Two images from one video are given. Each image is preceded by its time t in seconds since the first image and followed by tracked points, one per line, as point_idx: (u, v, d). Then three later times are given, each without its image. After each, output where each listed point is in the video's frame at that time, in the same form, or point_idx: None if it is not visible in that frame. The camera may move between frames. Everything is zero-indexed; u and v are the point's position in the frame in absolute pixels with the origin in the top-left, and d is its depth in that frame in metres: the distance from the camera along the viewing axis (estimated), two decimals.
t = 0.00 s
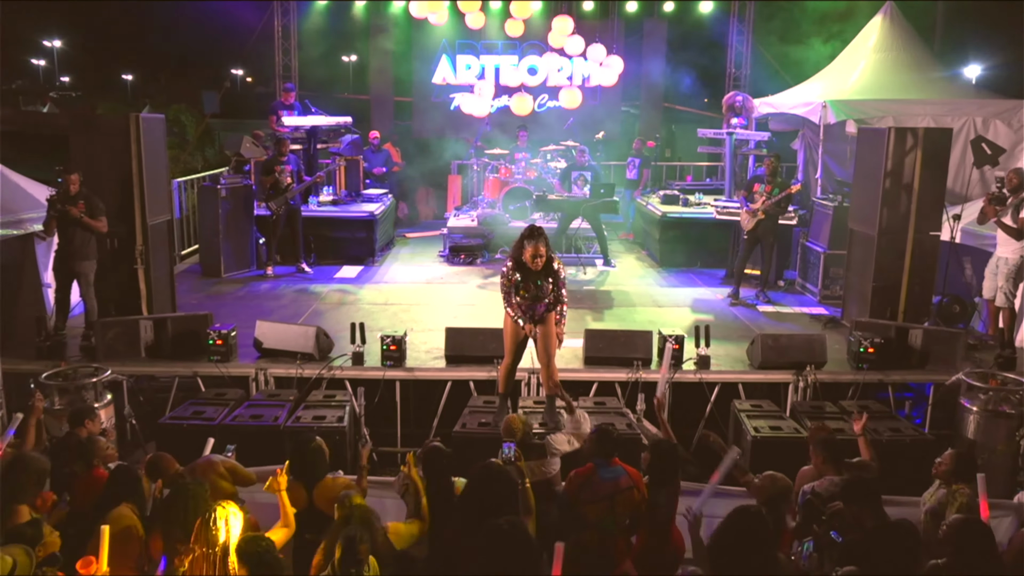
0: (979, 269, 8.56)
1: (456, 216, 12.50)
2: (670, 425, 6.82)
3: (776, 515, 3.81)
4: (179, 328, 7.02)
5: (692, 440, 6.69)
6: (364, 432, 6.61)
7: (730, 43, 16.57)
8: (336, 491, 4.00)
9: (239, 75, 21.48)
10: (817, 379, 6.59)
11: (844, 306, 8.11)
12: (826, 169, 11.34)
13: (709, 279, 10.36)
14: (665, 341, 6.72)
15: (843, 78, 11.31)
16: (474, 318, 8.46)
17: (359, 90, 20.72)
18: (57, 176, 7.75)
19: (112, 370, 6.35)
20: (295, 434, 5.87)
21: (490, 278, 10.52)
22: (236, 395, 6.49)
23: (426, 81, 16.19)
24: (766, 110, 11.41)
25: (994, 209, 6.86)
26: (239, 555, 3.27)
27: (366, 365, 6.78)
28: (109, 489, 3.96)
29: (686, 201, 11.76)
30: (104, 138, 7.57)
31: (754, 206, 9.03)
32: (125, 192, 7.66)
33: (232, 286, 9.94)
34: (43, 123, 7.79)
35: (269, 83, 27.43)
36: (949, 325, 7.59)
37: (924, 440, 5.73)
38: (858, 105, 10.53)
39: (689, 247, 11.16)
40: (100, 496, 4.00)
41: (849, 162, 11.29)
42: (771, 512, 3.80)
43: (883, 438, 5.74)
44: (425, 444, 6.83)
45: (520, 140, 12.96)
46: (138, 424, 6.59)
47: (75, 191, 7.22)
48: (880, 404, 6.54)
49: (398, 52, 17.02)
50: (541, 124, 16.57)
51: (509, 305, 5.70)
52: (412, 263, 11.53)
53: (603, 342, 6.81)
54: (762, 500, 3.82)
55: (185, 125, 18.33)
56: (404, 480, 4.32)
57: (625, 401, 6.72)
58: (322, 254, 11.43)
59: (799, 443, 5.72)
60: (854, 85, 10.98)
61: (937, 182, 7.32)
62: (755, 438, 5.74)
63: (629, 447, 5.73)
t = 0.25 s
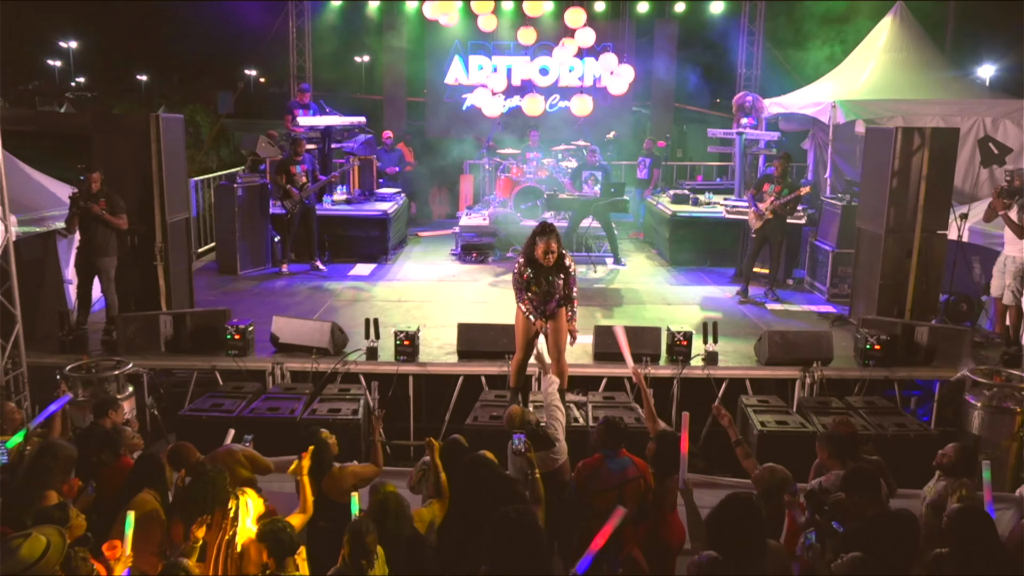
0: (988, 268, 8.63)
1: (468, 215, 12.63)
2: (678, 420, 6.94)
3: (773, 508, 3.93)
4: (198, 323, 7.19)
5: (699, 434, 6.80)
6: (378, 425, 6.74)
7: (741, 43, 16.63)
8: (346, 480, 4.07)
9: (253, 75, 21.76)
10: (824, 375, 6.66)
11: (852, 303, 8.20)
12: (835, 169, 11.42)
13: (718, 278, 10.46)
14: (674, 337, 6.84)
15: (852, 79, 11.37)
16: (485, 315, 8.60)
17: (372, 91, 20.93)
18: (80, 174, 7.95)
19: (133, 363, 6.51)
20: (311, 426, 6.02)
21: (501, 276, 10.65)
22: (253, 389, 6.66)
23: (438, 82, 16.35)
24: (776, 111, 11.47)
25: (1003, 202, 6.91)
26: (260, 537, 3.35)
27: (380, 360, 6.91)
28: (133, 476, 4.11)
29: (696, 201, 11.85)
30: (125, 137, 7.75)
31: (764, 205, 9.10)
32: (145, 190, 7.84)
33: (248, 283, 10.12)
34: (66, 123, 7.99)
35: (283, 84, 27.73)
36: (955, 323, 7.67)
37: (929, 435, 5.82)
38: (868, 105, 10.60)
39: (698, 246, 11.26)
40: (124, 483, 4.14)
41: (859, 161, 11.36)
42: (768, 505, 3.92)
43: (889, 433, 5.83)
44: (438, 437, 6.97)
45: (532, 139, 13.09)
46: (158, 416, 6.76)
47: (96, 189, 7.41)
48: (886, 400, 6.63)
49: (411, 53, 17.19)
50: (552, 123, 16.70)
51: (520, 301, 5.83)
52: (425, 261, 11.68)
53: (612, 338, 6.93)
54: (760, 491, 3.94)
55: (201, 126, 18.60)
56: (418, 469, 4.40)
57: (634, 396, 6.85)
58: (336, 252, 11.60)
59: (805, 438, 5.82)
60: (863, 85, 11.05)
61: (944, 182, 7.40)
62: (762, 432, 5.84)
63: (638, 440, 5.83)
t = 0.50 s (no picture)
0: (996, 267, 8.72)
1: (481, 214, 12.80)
2: (687, 414, 7.07)
3: (775, 499, 4.06)
4: (218, 318, 7.38)
5: (707, 428, 6.93)
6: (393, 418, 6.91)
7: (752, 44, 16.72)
8: (357, 471, 4.26)
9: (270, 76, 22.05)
10: (831, 371, 6.79)
11: (860, 301, 8.30)
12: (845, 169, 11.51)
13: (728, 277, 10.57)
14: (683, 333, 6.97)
15: (862, 80, 11.46)
16: (498, 312, 8.76)
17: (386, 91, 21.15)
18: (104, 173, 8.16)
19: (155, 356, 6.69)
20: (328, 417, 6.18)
21: (514, 274, 10.80)
22: (272, 381, 6.83)
23: (452, 83, 16.54)
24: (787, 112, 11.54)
25: (1007, 201, 6.97)
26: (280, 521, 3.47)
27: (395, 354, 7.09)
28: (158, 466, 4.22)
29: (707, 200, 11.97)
30: (148, 137, 7.95)
31: (774, 204, 9.17)
32: (167, 189, 8.04)
33: (264, 280, 10.31)
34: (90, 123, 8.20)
35: (299, 85, 28.03)
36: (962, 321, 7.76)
37: (932, 430, 5.92)
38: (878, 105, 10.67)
39: (708, 245, 11.38)
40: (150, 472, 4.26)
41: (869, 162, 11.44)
42: (771, 496, 4.05)
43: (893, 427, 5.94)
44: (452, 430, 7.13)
45: (544, 140, 13.25)
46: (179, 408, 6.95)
47: (120, 187, 7.61)
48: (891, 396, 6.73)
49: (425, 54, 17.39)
50: (564, 123, 16.84)
51: (532, 295, 5.98)
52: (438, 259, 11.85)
53: (622, 335, 7.07)
54: (762, 483, 4.07)
55: (217, 126, 18.87)
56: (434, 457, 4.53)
57: (644, 390, 6.98)
58: (351, 250, 11.79)
59: (811, 431, 5.95)
60: (874, 85, 11.13)
61: (951, 182, 7.49)
62: (768, 426, 5.97)
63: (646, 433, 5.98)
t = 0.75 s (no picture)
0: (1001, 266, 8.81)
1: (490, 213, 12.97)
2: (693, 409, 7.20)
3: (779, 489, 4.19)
4: (234, 313, 7.54)
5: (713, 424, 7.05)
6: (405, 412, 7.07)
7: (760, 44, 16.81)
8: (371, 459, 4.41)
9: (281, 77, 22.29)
10: (835, 367, 6.90)
11: (865, 299, 8.40)
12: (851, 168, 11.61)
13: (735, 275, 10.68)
14: (689, 330, 7.09)
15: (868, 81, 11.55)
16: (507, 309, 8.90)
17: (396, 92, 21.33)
18: (123, 172, 8.32)
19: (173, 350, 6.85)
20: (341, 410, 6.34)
21: (523, 272, 10.95)
22: (287, 375, 6.99)
23: (462, 83, 16.68)
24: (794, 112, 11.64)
25: (1009, 201, 7.06)
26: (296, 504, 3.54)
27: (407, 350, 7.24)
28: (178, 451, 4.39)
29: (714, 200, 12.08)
30: (165, 137, 8.11)
31: (782, 202, 9.28)
32: (185, 187, 8.21)
33: (278, 277, 10.49)
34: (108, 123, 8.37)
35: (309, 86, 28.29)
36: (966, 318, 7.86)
37: (934, 424, 6.02)
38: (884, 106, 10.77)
39: (716, 244, 11.49)
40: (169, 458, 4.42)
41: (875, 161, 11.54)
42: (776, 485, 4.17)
43: (895, 422, 6.05)
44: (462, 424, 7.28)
45: (553, 139, 13.39)
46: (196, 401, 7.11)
47: (139, 186, 7.78)
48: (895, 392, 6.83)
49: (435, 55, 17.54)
50: (573, 123, 16.97)
51: (541, 291, 6.11)
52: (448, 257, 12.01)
53: (629, 331, 7.19)
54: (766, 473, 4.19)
55: (229, 125, 19.08)
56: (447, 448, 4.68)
57: (651, 386, 7.11)
58: (362, 248, 11.95)
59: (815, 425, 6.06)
60: (880, 85, 11.21)
61: (955, 181, 7.59)
62: (772, 420, 6.08)
63: (653, 427, 6.11)
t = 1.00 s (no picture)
0: (1004, 265, 8.91)
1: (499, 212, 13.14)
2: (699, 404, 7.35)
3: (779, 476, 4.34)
4: (250, 309, 7.73)
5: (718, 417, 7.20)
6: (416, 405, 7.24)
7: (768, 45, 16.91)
8: (386, 450, 4.57)
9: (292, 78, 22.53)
10: (838, 363, 7.04)
11: (868, 297, 8.53)
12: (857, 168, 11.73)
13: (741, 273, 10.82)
14: (694, 325, 7.24)
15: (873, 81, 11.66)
16: (516, 305, 9.07)
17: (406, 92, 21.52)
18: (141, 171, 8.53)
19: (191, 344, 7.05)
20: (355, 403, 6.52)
21: (531, 270, 11.11)
22: (301, 369, 7.18)
23: (471, 84, 16.86)
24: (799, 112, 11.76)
25: (1009, 201, 7.17)
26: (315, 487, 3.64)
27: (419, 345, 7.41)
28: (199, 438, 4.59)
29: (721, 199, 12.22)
30: (182, 137, 8.31)
31: (787, 201, 9.41)
32: (202, 186, 8.40)
33: (291, 275, 10.68)
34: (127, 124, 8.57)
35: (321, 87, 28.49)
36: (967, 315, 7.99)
37: (934, 417, 6.15)
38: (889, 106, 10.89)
39: (722, 243, 11.63)
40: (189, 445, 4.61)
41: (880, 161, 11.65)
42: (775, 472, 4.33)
43: (896, 415, 6.18)
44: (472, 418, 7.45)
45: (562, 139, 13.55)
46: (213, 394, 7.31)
47: (157, 184, 7.98)
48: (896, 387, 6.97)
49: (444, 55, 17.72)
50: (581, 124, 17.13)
51: (550, 287, 6.25)
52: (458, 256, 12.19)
53: (636, 326, 7.35)
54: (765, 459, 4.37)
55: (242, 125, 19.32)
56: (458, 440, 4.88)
57: (657, 380, 7.26)
58: (373, 247, 12.14)
59: (817, 419, 6.20)
60: (886, 86, 11.32)
61: (956, 180, 7.71)
62: (775, 414, 6.23)
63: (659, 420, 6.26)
